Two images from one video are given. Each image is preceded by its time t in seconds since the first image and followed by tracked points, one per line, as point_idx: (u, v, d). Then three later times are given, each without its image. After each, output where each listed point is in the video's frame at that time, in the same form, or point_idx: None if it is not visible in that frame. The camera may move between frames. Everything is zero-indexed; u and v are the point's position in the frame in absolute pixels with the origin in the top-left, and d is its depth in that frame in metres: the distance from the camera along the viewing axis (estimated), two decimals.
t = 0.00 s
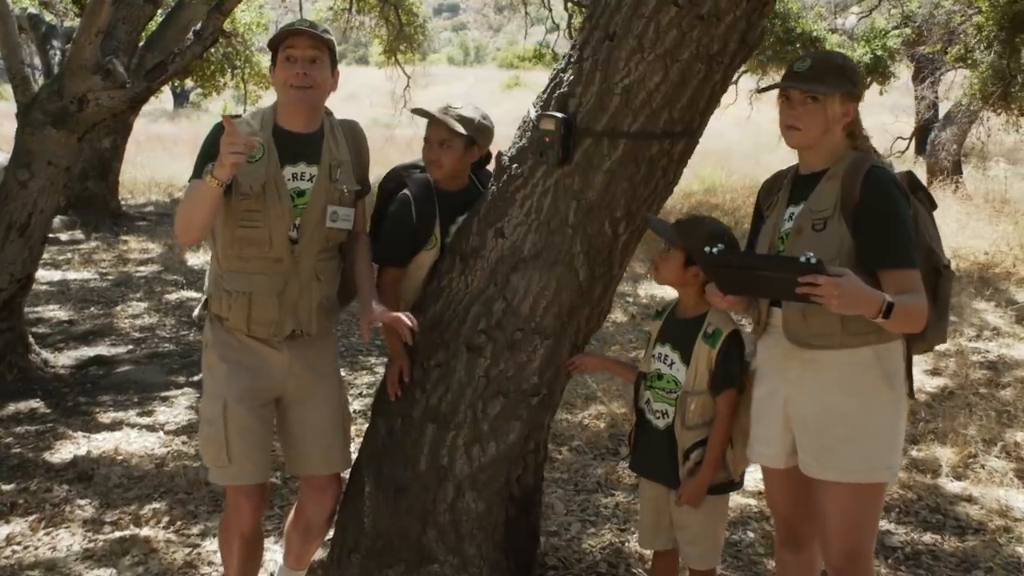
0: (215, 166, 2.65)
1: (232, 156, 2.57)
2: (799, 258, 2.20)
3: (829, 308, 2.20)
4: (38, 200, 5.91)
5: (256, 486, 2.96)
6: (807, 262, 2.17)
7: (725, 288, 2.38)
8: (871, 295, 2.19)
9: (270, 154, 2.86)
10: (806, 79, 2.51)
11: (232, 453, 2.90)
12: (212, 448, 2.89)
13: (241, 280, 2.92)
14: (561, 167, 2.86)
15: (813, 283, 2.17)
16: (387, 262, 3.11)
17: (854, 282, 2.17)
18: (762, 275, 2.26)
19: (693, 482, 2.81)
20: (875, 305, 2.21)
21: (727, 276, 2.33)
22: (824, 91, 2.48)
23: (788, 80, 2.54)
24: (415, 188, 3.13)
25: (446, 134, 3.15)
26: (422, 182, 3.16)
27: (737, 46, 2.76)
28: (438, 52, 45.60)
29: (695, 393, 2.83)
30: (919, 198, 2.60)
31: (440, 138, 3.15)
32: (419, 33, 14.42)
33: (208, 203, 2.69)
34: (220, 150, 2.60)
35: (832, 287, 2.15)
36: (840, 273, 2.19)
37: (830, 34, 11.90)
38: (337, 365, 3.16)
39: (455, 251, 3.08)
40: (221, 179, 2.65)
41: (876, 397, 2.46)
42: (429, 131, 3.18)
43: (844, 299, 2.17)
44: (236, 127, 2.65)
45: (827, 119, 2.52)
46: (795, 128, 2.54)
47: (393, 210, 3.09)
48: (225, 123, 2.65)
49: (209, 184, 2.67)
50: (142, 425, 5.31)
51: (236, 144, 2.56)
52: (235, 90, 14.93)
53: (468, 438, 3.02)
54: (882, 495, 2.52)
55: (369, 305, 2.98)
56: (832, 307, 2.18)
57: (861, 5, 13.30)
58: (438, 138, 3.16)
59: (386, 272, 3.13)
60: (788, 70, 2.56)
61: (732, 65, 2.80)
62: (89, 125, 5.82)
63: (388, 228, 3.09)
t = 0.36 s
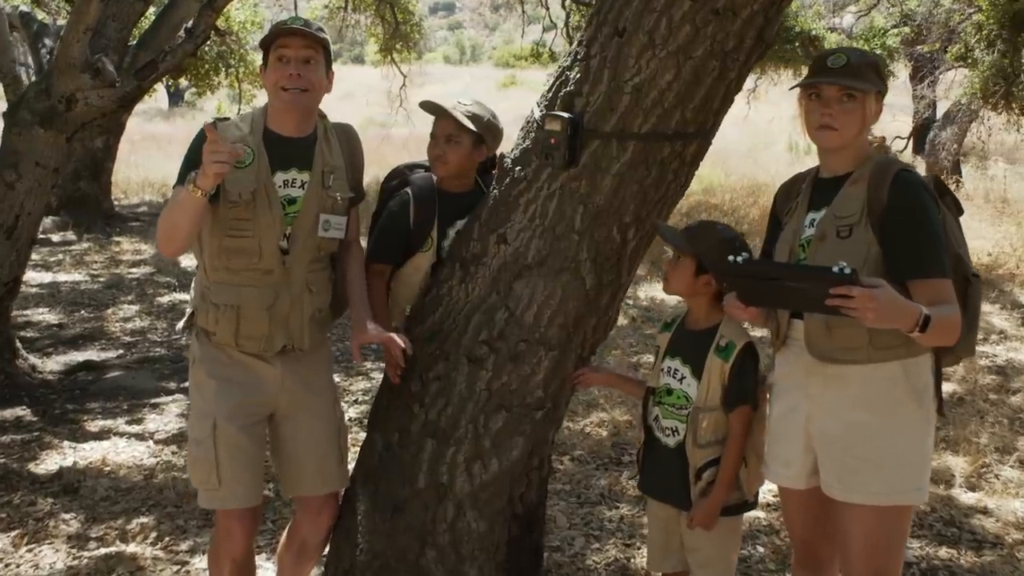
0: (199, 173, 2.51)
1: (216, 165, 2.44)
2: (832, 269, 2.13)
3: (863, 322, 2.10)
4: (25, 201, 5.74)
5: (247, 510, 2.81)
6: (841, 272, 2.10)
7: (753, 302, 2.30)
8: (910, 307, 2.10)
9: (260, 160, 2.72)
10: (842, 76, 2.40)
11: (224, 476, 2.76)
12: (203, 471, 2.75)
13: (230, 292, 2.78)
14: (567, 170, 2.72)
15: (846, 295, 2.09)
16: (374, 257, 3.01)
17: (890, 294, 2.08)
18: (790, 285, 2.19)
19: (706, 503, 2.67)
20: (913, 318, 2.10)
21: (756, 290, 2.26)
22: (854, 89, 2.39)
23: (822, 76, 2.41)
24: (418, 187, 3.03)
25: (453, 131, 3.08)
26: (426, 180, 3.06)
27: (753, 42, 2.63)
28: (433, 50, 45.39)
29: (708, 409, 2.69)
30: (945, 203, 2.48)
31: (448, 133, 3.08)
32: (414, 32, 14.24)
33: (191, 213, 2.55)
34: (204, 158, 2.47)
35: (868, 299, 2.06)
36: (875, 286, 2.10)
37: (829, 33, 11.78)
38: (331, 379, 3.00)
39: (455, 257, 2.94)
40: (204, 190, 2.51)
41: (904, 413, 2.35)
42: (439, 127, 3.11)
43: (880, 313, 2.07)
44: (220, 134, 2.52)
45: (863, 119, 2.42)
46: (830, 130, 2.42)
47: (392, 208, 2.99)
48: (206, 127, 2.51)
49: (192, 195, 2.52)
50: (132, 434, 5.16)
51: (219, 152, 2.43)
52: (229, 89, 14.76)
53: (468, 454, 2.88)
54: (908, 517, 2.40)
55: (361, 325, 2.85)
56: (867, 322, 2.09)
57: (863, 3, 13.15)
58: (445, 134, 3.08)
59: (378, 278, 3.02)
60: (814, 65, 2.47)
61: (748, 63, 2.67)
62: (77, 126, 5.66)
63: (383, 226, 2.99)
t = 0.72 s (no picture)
0: (178, 183, 2.40)
1: (194, 175, 2.34)
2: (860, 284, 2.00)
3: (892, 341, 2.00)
4: (9, 208, 5.31)
5: (234, 537, 2.68)
6: (869, 288, 1.97)
7: (769, 318, 2.16)
8: (942, 328, 2.00)
9: (247, 168, 2.58)
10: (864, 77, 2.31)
11: (208, 501, 2.62)
12: (186, 496, 2.61)
13: (215, 308, 2.63)
14: (571, 177, 2.57)
15: (874, 312, 1.97)
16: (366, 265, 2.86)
17: (922, 312, 1.98)
18: (810, 302, 2.06)
19: (720, 528, 2.53)
20: (945, 338, 2.00)
21: (773, 306, 2.12)
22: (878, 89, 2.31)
23: (842, 78, 2.33)
24: (415, 193, 2.88)
25: (457, 133, 2.98)
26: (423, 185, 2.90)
27: (768, 42, 2.49)
28: (428, 52, 45.20)
29: (721, 429, 2.58)
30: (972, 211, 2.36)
31: (453, 136, 2.98)
32: (409, 33, 14.08)
33: (172, 227, 2.44)
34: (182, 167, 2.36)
35: (897, 317, 1.95)
36: (905, 302, 1.99)
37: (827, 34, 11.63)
38: (324, 398, 2.86)
39: (453, 268, 2.80)
40: (184, 203, 2.41)
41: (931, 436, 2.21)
42: (443, 131, 3.00)
43: (911, 330, 1.97)
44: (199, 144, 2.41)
45: (886, 124, 2.34)
46: (853, 134, 2.33)
47: (388, 215, 2.85)
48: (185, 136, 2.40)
49: (172, 209, 2.41)
50: (119, 447, 5.00)
51: (198, 161, 2.33)
52: (222, 91, 14.57)
53: (467, 476, 2.74)
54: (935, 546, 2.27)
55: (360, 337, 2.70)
56: (896, 340, 1.98)
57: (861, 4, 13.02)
58: (449, 136, 2.98)
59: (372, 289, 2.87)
60: (832, 66, 2.38)
61: (762, 64, 2.53)
62: (65, 129, 5.20)
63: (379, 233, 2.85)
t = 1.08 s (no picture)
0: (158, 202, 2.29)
1: (175, 195, 2.22)
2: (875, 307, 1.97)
3: (909, 367, 1.97)
4: None
5: (218, 566, 2.57)
6: (885, 311, 1.94)
7: (778, 341, 2.13)
8: (961, 351, 1.95)
9: (232, 184, 2.47)
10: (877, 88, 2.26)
11: (191, 530, 2.51)
12: (168, 525, 2.50)
13: (199, 329, 2.52)
14: (568, 191, 2.47)
15: (890, 335, 1.94)
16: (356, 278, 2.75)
17: (939, 336, 1.94)
18: (819, 325, 2.04)
19: (729, 556, 2.45)
20: (966, 362, 1.97)
21: (781, 330, 2.09)
22: (892, 100, 2.26)
23: (853, 89, 2.28)
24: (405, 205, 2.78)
25: (452, 145, 2.92)
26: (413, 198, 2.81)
27: (774, 51, 2.40)
28: (422, 57, 45.12)
29: (730, 452, 2.49)
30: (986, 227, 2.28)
31: (448, 149, 2.92)
32: (403, 39, 13.97)
33: (153, 247, 2.33)
34: (163, 186, 2.24)
35: (915, 342, 1.92)
36: (923, 326, 1.96)
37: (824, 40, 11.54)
38: (312, 421, 2.75)
39: (445, 285, 2.70)
40: (165, 222, 2.29)
41: (947, 462, 2.19)
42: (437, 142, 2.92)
43: (929, 357, 1.94)
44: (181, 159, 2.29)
45: (899, 137, 2.29)
46: (866, 148, 2.28)
47: (376, 229, 2.73)
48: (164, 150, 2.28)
49: (153, 227, 2.30)
50: (104, 463, 4.88)
51: (179, 179, 2.21)
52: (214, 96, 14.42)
53: (460, 502, 2.63)
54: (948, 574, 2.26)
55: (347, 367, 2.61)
56: (914, 366, 1.95)
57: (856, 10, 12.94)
58: (444, 148, 2.92)
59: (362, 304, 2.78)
60: (845, 76, 2.34)
61: (767, 74, 2.44)
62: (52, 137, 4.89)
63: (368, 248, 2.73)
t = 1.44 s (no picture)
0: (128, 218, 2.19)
1: (145, 210, 2.13)
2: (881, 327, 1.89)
3: (917, 392, 1.89)
4: None
5: None
6: (891, 334, 1.86)
7: (779, 362, 2.06)
8: (973, 374, 1.88)
9: (209, 198, 2.38)
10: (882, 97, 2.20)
11: (164, 557, 2.41)
12: (140, 552, 2.40)
13: (173, 348, 2.42)
14: (557, 204, 2.37)
15: (896, 358, 1.86)
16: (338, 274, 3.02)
17: (949, 358, 1.87)
18: (821, 347, 1.96)
19: None
20: (977, 386, 1.89)
21: (781, 351, 2.03)
22: (900, 108, 2.19)
23: (856, 98, 2.21)
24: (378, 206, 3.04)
25: (417, 139, 3.18)
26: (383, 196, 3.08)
27: (771, 59, 2.31)
28: (418, 66, 45.10)
29: (731, 476, 2.38)
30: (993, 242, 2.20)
31: (414, 143, 3.18)
32: (396, 48, 13.90)
33: (123, 264, 2.23)
34: (133, 201, 2.15)
35: (923, 365, 1.84)
36: (931, 349, 1.88)
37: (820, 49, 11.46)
38: (291, 442, 2.64)
39: (431, 302, 2.61)
40: (136, 238, 2.20)
41: (953, 488, 2.15)
42: (404, 139, 3.19)
43: (939, 382, 1.86)
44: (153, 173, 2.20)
45: (905, 147, 2.22)
46: (870, 159, 2.21)
47: (351, 228, 3.07)
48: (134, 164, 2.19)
49: (122, 243, 2.21)
50: (86, 481, 4.76)
51: (150, 195, 2.12)
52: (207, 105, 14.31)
53: (446, 527, 2.52)
54: None
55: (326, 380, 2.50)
56: (923, 391, 1.87)
57: (852, 18, 12.88)
58: (410, 143, 3.18)
59: (348, 302, 2.97)
60: (846, 84, 2.26)
61: (764, 82, 2.35)
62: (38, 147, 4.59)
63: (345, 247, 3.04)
